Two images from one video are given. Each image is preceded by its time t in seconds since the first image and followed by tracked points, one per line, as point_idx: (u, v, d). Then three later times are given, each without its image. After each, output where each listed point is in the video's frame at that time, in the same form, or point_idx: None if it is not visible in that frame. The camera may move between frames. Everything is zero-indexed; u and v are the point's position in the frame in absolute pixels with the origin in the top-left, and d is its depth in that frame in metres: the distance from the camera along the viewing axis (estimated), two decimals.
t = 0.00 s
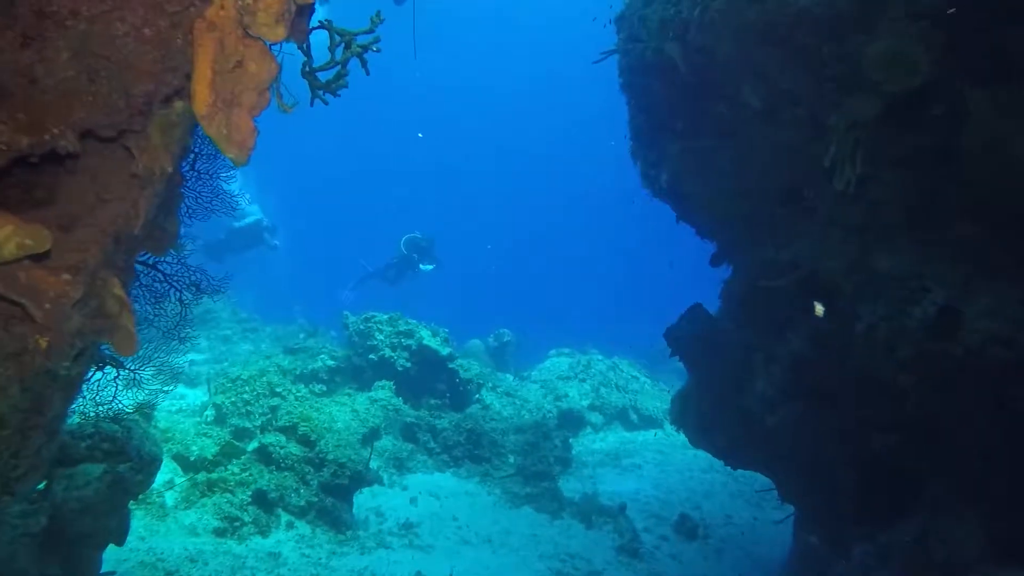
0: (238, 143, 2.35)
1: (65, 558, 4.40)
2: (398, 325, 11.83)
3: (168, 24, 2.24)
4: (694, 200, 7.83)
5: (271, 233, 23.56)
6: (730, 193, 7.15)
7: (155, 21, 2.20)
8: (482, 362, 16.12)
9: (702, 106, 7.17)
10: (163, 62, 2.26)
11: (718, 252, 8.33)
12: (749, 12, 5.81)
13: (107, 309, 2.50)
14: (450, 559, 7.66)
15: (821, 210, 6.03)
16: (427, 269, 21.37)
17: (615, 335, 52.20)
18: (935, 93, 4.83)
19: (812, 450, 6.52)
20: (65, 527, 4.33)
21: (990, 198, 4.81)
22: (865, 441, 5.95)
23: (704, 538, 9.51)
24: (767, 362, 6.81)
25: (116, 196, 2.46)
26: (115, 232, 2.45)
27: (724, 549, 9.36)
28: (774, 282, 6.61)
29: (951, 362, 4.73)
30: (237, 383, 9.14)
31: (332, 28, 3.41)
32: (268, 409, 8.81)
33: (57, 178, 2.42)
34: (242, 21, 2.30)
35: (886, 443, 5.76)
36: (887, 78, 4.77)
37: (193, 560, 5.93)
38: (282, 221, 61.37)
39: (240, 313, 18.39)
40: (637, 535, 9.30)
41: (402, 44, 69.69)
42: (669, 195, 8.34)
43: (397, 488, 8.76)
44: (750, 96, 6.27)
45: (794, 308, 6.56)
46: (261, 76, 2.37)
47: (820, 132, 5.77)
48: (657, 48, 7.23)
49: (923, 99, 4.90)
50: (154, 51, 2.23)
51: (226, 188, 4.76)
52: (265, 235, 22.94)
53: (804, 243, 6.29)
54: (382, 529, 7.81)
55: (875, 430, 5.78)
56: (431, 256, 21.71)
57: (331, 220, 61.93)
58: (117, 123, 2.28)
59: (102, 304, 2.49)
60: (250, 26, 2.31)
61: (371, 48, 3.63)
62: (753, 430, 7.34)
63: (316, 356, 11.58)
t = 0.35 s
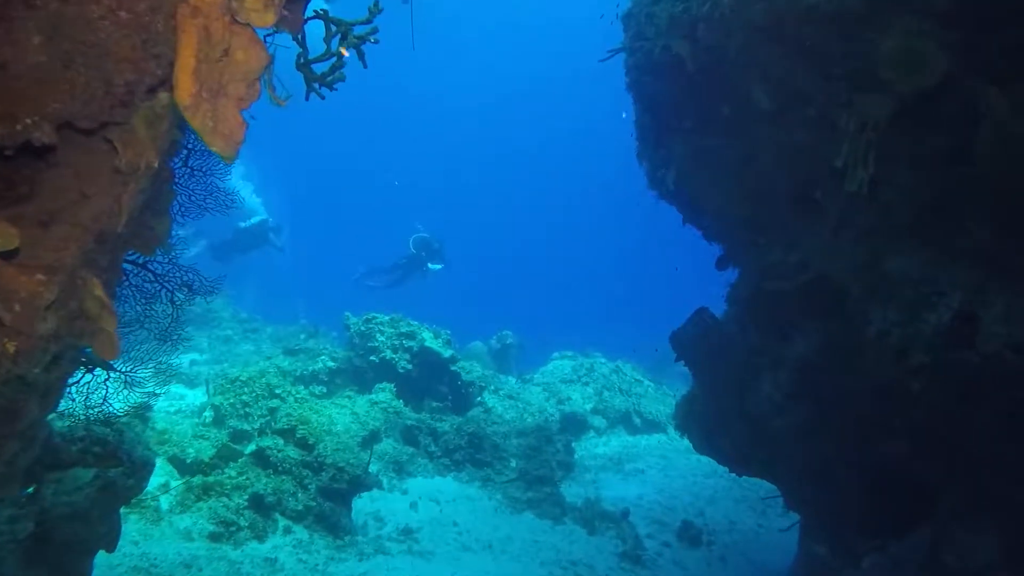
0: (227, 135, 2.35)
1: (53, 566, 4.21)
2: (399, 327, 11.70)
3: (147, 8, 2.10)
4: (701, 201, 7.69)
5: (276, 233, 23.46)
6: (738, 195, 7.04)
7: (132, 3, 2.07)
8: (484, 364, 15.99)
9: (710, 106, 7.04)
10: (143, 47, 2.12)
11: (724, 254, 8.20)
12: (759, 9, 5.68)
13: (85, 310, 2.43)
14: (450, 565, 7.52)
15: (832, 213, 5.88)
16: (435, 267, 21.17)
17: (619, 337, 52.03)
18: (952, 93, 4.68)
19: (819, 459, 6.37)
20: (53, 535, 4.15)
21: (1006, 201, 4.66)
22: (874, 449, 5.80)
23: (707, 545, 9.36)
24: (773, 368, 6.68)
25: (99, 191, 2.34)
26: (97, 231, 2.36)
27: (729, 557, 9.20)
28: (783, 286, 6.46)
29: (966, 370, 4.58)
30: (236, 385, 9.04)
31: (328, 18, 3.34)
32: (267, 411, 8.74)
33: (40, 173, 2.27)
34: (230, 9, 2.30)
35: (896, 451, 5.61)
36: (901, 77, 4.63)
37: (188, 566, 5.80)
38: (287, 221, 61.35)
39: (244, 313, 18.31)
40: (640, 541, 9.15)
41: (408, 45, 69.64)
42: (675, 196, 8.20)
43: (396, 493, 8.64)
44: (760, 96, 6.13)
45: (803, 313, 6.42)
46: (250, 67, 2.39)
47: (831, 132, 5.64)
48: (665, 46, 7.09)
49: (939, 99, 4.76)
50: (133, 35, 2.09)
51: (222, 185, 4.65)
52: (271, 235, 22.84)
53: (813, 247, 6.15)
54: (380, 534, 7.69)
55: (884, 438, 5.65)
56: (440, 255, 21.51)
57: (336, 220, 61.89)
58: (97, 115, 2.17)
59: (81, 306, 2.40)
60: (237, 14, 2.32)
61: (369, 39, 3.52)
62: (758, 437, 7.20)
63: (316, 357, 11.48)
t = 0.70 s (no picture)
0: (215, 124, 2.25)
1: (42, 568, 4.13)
2: (400, 327, 11.54)
3: None
4: (707, 203, 7.57)
5: (282, 233, 23.45)
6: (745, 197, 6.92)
7: None
8: (486, 365, 15.89)
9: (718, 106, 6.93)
10: (124, 27, 2.11)
11: (730, 257, 8.09)
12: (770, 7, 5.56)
13: (67, 309, 2.31)
14: (448, 570, 7.40)
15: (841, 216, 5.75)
16: (445, 266, 20.99)
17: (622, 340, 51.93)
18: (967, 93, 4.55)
19: (827, 468, 6.24)
20: (41, 537, 4.05)
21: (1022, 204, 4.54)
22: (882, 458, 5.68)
23: (709, 551, 9.23)
24: (780, 373, 6.56)
25: (81, 183, 2.26)
26: (78, 224, 2.25)
27: (731, 563, 9.06)
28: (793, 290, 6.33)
29: (978, 377, 4.45)
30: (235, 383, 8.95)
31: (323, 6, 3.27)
32: (265, 410, 8.65)
33: (19, 166, 2.19)
34: None
35: (906, 460, 5.48)
36: (915, 76, 4.50)
37: (180, 569, 5.70)
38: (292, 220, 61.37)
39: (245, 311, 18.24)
40: (641, 547, 9.02)
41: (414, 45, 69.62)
42: (680, 197, 8.10)
43: (395, 495, 8.53)
44: (768, 96, 6.02)
45: (811, 317, 6.29)
46: (238, 52, 2.27)
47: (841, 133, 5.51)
48: (672, 44, 6.98)
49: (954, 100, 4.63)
50: (114, 16, 2.08)
51: (216, 180, 4.53)
52: (276, 235, 22.83)
53: (821, 250, 6.02)
54: (378, 537, 7.58)
55: (893, 445, 5.52)
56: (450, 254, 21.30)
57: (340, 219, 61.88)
58: (75, 102, 2.11)
59: (59, 304, 2.28)
60: None
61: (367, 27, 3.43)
62: (762, 443, 7.07)
63: (316, 356, 11.39)
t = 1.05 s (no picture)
0: (198, 112, 2.18)
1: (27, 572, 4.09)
2: (401, 325, 11.41)
3: None
4: (712, 200, 7.45)
5: (286, 231, 23.38)
6: (750, 192, 6.81)
7: None
8: (487, 364, 15.77)
9: (722, 101, 6.82)
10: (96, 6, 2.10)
11: (735, 255, 7.97)
12: None
13: (43, 306, 2.26)
14: (448, 571, 7.29)
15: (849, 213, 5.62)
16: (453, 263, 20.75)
17: (624, 338, 51.79)
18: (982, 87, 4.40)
19: (834, 469, 6.12)
20: (26, 541, 3.99)
21: None
22: (891, 459, 5.56)
23: (713, 552, 9.11)
24: (786, 372, 6.45)
25: (59, 175, 2.21)
26: (53, 219, 2.22)
27: (735, 564, 8.95)
28: (799, 289, 6.21)
29: (994, 378, 4.31)
30: (233, 382, 8.87)
31: None
32: (263, 410, 8.55)
33: None
34: None
35: (916, 462, 5.36)
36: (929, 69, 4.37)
37: (175, 571, 5.59)
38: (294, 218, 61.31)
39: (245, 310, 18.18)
40: (644, 548, 8.91)
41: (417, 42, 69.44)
42: (683, 194, 7.99)
43: (395, 496, 8.42)
44: (776, 90, 5.88)
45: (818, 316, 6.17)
46: (223, 37, 2.18)
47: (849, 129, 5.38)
48: (677, 38, 6.87)
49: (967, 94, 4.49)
50: None
51: (209, 176, 4.42)
52: (279, 234, 22.76)
53: (827, 248, 5.90)
54: (378, 539, 7.48)
55: (903, 446, 5.40)
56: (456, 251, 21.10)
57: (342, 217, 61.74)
58: (52, 89, 2.10)
59: (37, 301, 2.23)
60: None
61: (360, 13, 3.32)
62: (768, 444, 6.95)
63: (316, 355, 11.30)
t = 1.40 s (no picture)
0: (182, 102, 2.27)
1: None
2: (401, 326, 11.30)
3: None
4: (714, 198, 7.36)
5: (291, 232, 23.36)
6: (754, 188, 6.71)
7: None
8: (488, 363, 15.68)
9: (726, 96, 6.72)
10: None
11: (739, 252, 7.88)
12: None
13: (18, 309, 2.26)
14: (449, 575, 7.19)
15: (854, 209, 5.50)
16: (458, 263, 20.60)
17: (628, 337, 51.62)
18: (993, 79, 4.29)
19: (838, 469, 6.02)
20: (18, 548, 3.87)
21: None
22: (897, 459, 5.47)
23: (718, 553, 8.99)
24: (792, 371, 6.35)
25: (37, 172, 2.22)
26: (29, 219, 2.24)
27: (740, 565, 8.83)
28: (804, 286, 6.11)
29: (1006, 377, 4.19)
30: (232, 384, 8.81)
31: None
32: (262, 412, 8.47)
33: None
34: None
35: (924, 462, 5.26)
36: (937, 61, 4.26)
37: None
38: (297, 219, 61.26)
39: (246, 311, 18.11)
40: (648, 549, 8.81)
41: (419, 42, 69.34)
42: (685, 192, 7.93)
43: (396, 498, 8.34)
44: (780, 86, 5.85)
45: (824, 314, 6.07)
46: (201, 26, 2.26)
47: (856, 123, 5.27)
48: (680, 33, 6.80)
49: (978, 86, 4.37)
50: None
51: (200, 173, 4.32)
52: (284, 235, 22.76)
53: (832, 245, 5.80)
54: (379, 542, 7.39)
55: (911, 445, 5.30)
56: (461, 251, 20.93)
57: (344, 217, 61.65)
58: (24, 80, 2.05)
59: (13, 304, 2.23)
60: None
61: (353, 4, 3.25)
62: (772, 443, 6.86)
63: (316, 355, 11.21)
